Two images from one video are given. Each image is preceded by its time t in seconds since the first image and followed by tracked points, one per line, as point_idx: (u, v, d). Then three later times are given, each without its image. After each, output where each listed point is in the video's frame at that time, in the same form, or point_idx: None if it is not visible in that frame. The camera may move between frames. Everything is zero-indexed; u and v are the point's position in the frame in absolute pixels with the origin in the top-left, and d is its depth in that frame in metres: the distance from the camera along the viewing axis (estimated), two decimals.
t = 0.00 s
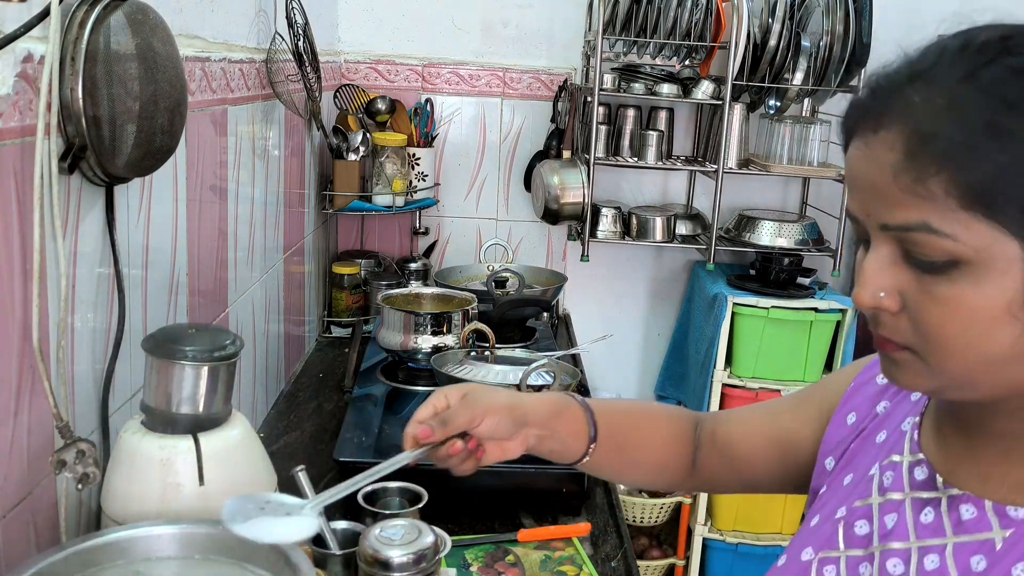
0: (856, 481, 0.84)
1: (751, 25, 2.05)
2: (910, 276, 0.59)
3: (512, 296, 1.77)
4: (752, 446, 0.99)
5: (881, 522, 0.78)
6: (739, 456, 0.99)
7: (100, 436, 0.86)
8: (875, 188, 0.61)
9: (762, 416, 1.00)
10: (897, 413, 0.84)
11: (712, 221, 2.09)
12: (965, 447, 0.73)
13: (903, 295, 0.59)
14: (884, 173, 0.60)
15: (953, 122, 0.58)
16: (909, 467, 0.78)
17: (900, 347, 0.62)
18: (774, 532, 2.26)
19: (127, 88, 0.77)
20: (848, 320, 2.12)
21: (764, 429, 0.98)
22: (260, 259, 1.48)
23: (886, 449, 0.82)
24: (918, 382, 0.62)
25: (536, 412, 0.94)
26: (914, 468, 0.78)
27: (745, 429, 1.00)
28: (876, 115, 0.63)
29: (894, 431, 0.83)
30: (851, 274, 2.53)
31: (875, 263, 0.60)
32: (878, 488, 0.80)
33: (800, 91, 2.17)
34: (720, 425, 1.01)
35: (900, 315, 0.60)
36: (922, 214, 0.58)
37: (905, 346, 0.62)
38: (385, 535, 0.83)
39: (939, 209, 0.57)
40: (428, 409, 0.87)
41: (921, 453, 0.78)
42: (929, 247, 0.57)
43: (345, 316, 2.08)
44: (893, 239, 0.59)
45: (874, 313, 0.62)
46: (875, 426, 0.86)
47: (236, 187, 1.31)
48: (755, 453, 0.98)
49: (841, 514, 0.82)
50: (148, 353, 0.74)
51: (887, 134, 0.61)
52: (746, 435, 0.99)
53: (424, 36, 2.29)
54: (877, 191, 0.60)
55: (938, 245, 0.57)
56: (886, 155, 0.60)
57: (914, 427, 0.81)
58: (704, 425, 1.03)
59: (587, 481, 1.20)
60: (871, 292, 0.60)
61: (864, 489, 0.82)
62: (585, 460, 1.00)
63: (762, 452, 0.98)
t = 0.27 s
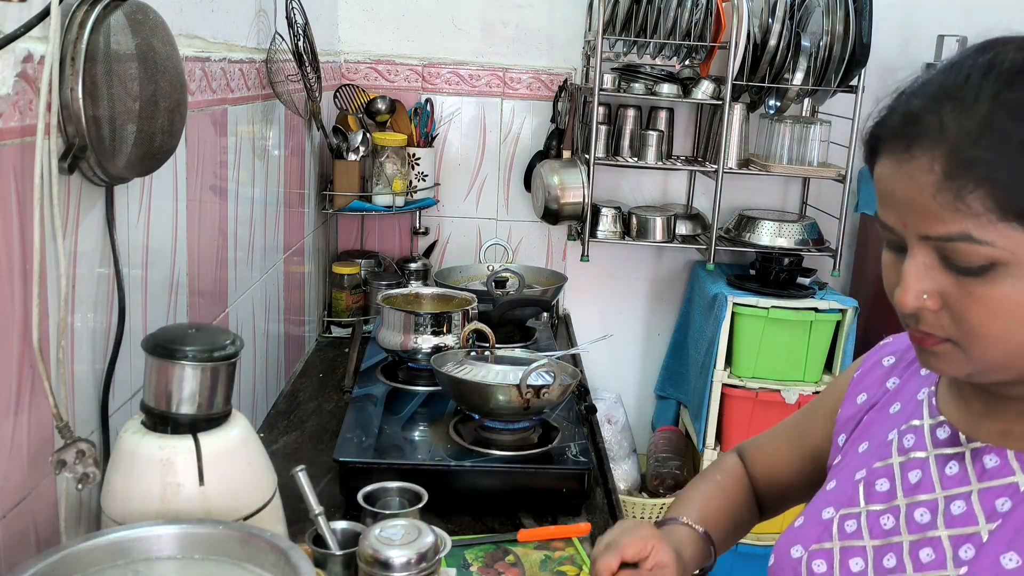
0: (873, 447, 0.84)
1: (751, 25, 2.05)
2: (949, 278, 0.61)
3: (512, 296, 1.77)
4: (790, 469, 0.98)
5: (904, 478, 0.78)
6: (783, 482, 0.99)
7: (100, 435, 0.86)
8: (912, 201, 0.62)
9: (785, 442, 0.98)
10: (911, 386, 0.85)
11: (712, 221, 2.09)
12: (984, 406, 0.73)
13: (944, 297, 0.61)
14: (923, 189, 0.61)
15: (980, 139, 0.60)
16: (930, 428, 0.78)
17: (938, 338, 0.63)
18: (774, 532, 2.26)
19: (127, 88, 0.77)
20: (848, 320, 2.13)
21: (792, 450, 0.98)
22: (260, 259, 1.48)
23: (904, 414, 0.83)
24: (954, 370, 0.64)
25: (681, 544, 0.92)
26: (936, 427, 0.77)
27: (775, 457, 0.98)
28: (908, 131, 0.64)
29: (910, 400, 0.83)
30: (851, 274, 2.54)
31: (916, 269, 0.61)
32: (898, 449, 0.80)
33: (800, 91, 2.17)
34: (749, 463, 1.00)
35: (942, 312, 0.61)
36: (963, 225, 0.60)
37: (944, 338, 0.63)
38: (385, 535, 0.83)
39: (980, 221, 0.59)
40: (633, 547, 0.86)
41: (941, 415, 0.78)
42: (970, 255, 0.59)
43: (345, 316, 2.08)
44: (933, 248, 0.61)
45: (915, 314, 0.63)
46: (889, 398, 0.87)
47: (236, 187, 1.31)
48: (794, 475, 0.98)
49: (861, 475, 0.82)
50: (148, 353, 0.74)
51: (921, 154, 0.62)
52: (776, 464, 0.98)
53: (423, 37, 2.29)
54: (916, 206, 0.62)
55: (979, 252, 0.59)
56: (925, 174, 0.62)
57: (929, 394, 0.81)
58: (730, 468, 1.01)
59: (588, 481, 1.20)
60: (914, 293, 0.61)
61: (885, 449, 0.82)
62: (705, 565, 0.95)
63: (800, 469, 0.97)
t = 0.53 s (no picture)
0: (884, 441, 0.86)
1: (751, 25, 2.06)
2: (966, 223, 0.65)
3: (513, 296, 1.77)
4: (768, 445, 0.97)
5: (917, 474, 0.80)
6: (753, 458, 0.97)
7: (100, 436, 0.86)
8: (948, 144, 0.67)
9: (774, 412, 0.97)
10: (928, 383, 0.87)
11: (712, 221, 2.09)
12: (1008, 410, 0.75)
13: (956, 242, 0.65)
14: (962, 132, 0.66)
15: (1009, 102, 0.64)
16: (947, 426, 0.80)
17: (946, 290, 0.67)
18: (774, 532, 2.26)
19: (127, 88, 0.77)
20: (848, 320, 2.12)
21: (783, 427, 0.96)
22: (261, 259, 1.48)
23: (920, 412, 0.85)
24: (956, 326, 0.67)
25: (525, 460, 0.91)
26: (954, 426, 0.80)
27: (756, 425, 0.97)
28: (961, 83, 0.69)
29: (927, 397, 0.85)
30: (851, 274, 2.54)
31: (937, 213, 0.67)
32: (912, 444, 0.82)
33: (800, 91, 2.17)
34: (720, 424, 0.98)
35: (950, 261, 0.66)
36: (990, 170, 0.64)
37: (950, 289, 0.67)
38: (385, 535, 0.83)
39: (1005, 168, 0.63)
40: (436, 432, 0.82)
41: (959, 414, 0.80)
42: (990, 201, 0.64)
43: (345, 316, 2.08)
44: (958, 191, 0.66)
45: (925, 258, 0.68)
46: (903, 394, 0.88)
47: (236, 186, 1.31)
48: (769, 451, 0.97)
49: (871, 468, 0.85)
50: (148, 353, 0.74)
51: (972, 96, 0.67)
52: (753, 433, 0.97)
53: (423, 37, 2.29)
54: (951, 147, 0.67)
55: (1000, 200, 0.63)
56: (968, 115, 0.66)
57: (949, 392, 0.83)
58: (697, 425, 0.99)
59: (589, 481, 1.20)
60: (928, 235, 0.66)
61: (898, 444, 0.84)
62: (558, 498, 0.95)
63: (778, 447, 0.97)
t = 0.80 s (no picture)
0: (891, 453, 0.83)
1: (751, 25, 2.06)
2: (981, 226, 0.63)
3: (512, 296, 1.77)
4: (766, 441, 0.96)
5: (928, 494, 0.78)
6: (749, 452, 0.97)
7: (101, 435, 0.86)
8: (969, 141, 0.65)
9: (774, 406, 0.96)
10: (937, 393, 0.84)
11: (712, 221, 2.09)
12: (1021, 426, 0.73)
13: (969, 244, 0.64)
14: (984, 129, 0.64)
15: None
16: (960, 443, 0.78)
17: (955, 295, 0.65)
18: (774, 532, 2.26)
19: (127, 88, 0.77)
20: (848, 320, 2.12)
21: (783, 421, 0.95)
22: (260, 259, 1.48)
23: (928, 424, 0.82)
24: (965, 334, 0.65)
25: (522, 466, 0.91)
26: (967, 444, 0.77)
27: (756, 421, 0.96)
28: (984, 80, 0.67)
29: (936, 409, 0.82)
30: (851, 273, 2.54)
31: (953, 214, 0.65)
32: (922, 461, 0.80)
33: (800, 91, 2.17)
34: (718, 416, 0.98)
35: (962, 265, 0.64)
36: (1010, 171, 0.62)
37: (961, 294, 0.65)
38: (385, 535, 0.83)
39: None
40: (423, 452, 0.82)
41: (973, 432, 0.77)
42: (1008, 203, 0.62)
43: (345, 316, 2.08)
44: (975, 191, 0.64)
45: (938, 260, 0.66)
46: (910, 402, 0.86)
47: (236, 186, 1.31)
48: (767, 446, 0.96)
49: (878, 484, 0.82)
50: (148, 353, 0.74)
51: (997, 92, 0.65)
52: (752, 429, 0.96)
53: (423, 37, 2.29)
54: (971, 143, 0.65)
55: (1018, 203, 0.61)
56: (990, 111, 0.64)
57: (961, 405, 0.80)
58: (694, 415, 0.99)
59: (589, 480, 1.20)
60: (941, 237, 0.65)
61: (907, 459, 0.81)
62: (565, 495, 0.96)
63: (777, 444, 0.96)
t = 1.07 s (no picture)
0: (894, 462, 0.82)
1: (751, 25, 2.06)
2: (998, 218, 0.63)
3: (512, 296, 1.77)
4: (754, 460, 0.91)
5: (939, 500, 0.76)
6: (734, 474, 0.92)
7: (100, 435, 0.86)
8: (989, 133, 0.65)
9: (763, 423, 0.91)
10: (934, 397, 0.83)
11: (712, 221, 2.09)
12: None
13: (985, 236, 0.63)
14: (1004, 121, 0.64)
15: None
16: (968, 448, 0.76)
17: (972, 287, 0.64)
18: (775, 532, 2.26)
19: (127, 88, 0.77)
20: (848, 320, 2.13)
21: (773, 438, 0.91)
22: (261, 259, 1.48)
23: (931, 430, 0.80)
24: (980, 325, 0.64)
25: (473, 481, 0.79)
26: (975, 448, 0.76)
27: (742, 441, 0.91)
28: (1005, 73, 0.67)
29: (936, 413, 0.81)
30: (851, 273, 2.54)
31: (969, 206, 0.65)
32: (930, 467, 0.78)
33: (800, 91, 2.17)
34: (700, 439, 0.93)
35: (978, 256, 0.64)
36: None
37: (978, 286, 0.64)
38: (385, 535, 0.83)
39: None
40: (359, 485, 0.73)
41: (980, 435, 0.76)
42: None
43: (345, 316, 2.08)
44: (993, 183, 0.64)
45: (953, 252, 0.66)
46: (908, 408, 0.84)
47: (236, 186, 1.31)
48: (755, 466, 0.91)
49: (884, 492, 0.80)
50: (148, 353, 0.74)
51: (1016, 86, 0.65)
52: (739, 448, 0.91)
53: (423, 37, 2.29)
54: (990, 135, 0.65)
55: None
56: (1011, 104, 0.65)
57: (962, 409, 0.79)
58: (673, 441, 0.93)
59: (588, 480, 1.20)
60: (958, 228, 0.65)
61: (914, 465, 0.79)
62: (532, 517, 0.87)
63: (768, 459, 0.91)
